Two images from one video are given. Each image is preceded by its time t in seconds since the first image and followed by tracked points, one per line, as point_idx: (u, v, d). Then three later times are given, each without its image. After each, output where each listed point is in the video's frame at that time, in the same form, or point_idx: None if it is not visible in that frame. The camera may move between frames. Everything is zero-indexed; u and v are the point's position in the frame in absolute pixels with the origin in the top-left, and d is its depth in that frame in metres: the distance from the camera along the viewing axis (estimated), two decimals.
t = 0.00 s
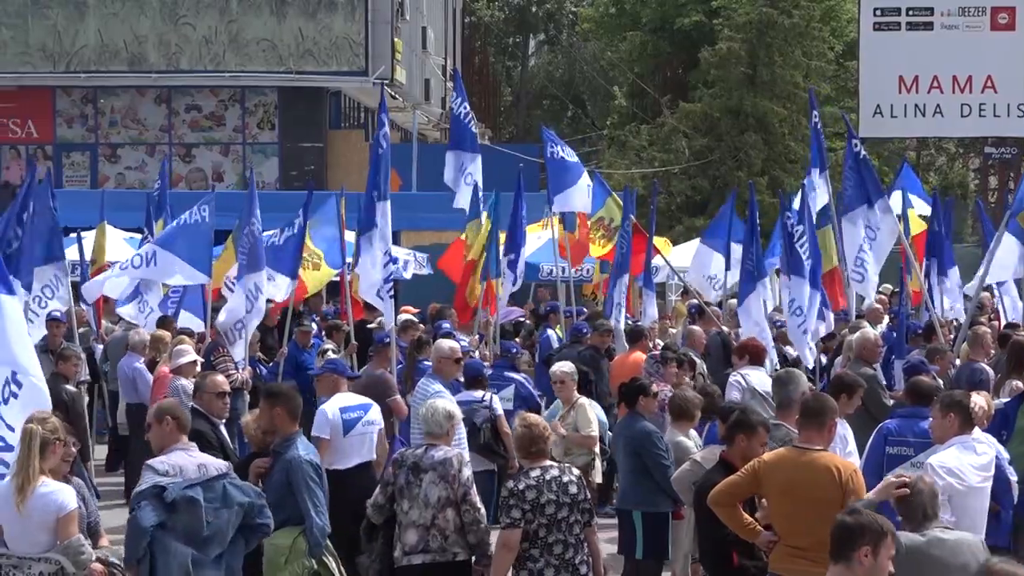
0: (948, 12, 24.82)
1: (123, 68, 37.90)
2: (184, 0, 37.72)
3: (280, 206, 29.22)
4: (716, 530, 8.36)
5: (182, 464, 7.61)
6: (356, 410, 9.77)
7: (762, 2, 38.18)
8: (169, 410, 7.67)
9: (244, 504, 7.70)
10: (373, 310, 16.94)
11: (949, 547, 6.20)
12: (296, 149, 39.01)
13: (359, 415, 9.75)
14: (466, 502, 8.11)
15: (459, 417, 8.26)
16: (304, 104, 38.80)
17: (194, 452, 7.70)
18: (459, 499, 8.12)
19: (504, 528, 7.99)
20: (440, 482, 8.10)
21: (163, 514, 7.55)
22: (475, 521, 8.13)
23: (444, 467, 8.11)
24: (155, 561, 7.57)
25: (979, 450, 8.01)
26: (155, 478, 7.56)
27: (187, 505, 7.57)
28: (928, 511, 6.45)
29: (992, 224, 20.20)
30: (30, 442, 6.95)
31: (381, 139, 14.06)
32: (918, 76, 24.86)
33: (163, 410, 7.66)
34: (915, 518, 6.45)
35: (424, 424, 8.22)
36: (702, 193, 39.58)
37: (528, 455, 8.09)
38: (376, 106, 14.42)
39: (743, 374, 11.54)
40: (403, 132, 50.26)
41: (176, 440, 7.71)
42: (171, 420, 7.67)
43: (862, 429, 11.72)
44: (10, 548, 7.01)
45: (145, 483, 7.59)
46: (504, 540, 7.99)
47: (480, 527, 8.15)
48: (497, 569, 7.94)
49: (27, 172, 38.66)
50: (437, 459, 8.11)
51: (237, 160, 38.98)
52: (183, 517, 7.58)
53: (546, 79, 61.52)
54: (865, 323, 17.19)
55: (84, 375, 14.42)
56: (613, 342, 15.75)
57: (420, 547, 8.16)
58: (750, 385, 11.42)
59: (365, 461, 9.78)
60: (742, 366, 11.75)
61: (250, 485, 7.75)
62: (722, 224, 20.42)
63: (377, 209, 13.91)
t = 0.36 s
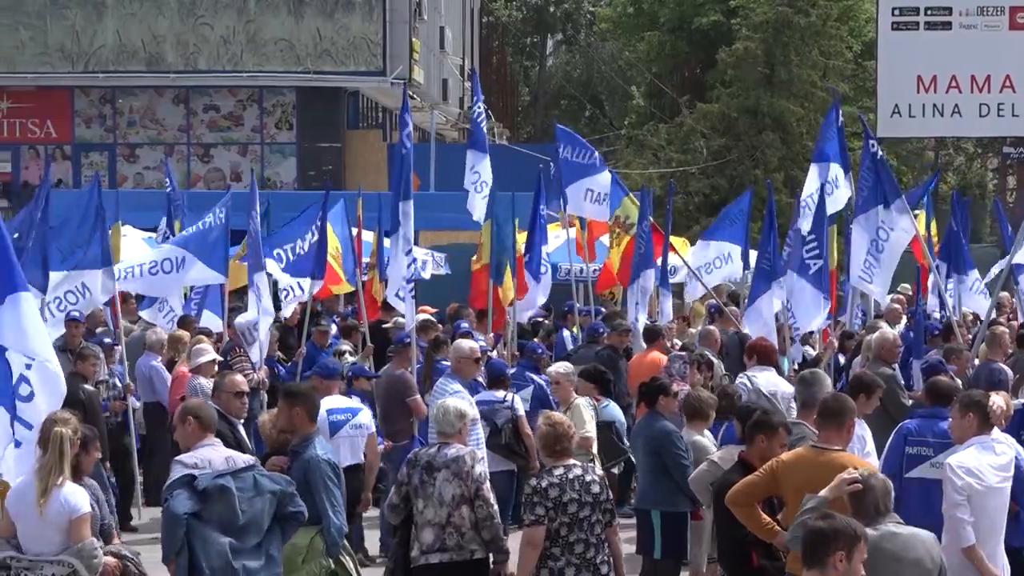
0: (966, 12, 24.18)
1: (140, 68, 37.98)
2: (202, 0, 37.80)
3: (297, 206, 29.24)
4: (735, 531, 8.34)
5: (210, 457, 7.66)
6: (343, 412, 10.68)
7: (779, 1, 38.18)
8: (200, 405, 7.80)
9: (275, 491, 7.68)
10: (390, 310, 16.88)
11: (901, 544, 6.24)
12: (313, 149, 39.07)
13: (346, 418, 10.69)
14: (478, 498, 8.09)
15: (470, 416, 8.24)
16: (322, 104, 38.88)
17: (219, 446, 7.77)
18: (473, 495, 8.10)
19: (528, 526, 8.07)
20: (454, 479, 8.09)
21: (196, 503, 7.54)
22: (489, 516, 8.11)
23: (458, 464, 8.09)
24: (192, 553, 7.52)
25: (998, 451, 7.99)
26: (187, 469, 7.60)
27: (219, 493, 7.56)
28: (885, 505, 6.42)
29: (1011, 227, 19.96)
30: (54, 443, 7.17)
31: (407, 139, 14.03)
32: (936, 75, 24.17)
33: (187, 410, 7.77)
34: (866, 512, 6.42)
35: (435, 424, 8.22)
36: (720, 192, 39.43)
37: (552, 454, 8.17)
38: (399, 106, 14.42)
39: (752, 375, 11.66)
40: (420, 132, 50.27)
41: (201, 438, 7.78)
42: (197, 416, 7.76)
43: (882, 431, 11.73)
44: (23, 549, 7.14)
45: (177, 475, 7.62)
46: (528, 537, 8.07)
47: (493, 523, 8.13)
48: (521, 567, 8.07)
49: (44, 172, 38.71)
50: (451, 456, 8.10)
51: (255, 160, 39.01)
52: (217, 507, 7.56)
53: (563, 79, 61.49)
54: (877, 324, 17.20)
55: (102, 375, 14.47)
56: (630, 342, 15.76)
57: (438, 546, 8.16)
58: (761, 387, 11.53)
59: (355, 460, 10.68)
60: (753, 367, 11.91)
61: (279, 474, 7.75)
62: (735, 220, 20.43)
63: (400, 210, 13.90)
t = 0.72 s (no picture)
0: (989, 12, 23.59)
1: (163, 68, 38.07)
2: (224, 0, 37.80)
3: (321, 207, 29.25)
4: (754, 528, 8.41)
5: (221, 458, 7.71)
6: (343, 404, 11.28)
7: (801, 0, 38.02)
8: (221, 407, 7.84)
9: (288, 488, 7.74)
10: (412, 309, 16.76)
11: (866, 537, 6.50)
12: (336, 149, 39.11)
13: (345, 409, 11.28)
14: (510, 501, 8.17)
15: (499, 416, 8.33)
16: (344, 104, 38.89)
17: (230, 446, 7.81)
18: (504, 498, 8.18)
19: (555, 520, 8.21)
20: (486, 481, 8.16)
21: (209, 505, 7.61)
22: (519, 519, 8.18)
23: (490, 466, 8.17)
24: (207, 553, 7.61)
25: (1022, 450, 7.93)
26: (198, 471, 7.65)
27: (231, 495, 7.63)
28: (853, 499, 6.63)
29: None
30: (81, 443, 7.13)
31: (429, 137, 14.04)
32: (959, 75, 23.63)
33: (199, 412, 7.80)
34: (840, 504, 6.62)
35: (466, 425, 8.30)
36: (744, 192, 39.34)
37: (583, 449, 8.28)
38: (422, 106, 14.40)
39: (763, 375, 12.05)
40: (442, 131, 50.26)
41: (213, 438, 7.82)
42: (210, 416, 7.79)
43: (905, 428, 11.61)
44: (50, 556, 7.13)
45: (187, 479, 7.67)
46: (556, 532, 8.21)
47: (523, 526, 8.19)
48: (548, 561, 8.19)
49: (67, 173, 38.83)
50: (482, 458, 8.18)
51: (277, 159, 39.05)
52: (230, 508, 7.63)
53: (585, 79, 61.41)
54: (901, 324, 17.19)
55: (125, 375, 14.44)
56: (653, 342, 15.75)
57: (468, 548, 8.20)
58: (772, 387, 11.91)
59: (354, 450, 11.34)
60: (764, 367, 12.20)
61: (292, 472, 7.80)
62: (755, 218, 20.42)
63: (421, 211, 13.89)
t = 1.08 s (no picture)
0: (1011, 11, 23.50)
1: (183, 68, 38.11)
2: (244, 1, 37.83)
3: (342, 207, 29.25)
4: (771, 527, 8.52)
5: (215, 466, 7.57)
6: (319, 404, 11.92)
7: (823, 0, 37.92)
8: (220, 412, 7.70)
9: (285, 491, 7.64)
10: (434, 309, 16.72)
11: (832, 540, 6.28)
12: (356, 149, 39.09)
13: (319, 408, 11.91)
14: (538, 502, 8.50)
15: (530, 416, 8.58)
16: (364, 104, 38.91)
17: (228, 450, 7.65)
18: (533, 498, 8.51)
19: (579, 518, 8.30)
20: (515, 482, 8.51)
21: (199, 517, 7.50)
22: (547, 521, 8.51)
23: (519, 467, 8.51)
24: (203, 562, 7.51)
25: None
26: (188, 484, 7.53)
27: (225, 504, 7.52)
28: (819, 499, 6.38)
29: None
30: (110, 444, 7.17)
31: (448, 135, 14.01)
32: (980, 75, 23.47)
33: (195, 417, 7.68)
34: (806, 507, 6.37)
35: (495, 425, 8.59)
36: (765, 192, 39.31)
37: (607, 449, 8.35)
38: (441, 105, 14.41)
39: (781, 375, 12.08)
40: (462, 131, 50.23)
41: (209, 443, 7.67)
42: (208, 421, 7.67)
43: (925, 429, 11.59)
44: (75, 550, 7.23)
45: (177, 491, 7.55)
46: (578, 530, 8.29)
47: (551, 527, 8.51)
48: (571, 560, 8.26)
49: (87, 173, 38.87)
50: (511, 459, 8.51)
51: (297, 159, 39.04)
52: (224, 516, 7.53)
53: (605, 79, 61.43)
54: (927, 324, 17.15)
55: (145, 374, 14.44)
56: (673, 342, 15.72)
57: (497, 547, 8.57)
58: (788, 387, 11.95)
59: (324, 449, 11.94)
60: (780, 366, 12.31)
61: (288, 473, 7.69)
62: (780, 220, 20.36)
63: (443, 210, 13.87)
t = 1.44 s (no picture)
0: None
1: (202, 67, 38.16)
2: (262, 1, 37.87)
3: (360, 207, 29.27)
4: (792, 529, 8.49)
5: (223, 467, 7.50)
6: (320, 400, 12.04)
7: None
8: (235, 414, 7.65)
9: (294, 494, 7.60)
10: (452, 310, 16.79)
11: (779, 535, 6.78)
12: (374, 149, 39.08)
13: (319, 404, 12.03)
14: (560, 502, 8.51)
15: (551, 415, 8.59)
16: (382, 104, 38.94)
17: (237, 451, 7.59)
18: (554, 499, 8.52)
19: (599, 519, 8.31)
20: (536, 482, 8.52)
21: (203, 521, 7.39)
22: (569, 521, 8.53)
23: (540, 467, 8.52)
24: (211, 564, 7.43)
25: None
26: (196, 486, 7.45)
27: (232, 506, 7.45)
28: (767, 494, 6.95)
29: None
30: (138, 445, 7.27)
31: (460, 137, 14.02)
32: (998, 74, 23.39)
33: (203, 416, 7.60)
34: (757, 499, 6.93)
35: (517, 425, 8.61)
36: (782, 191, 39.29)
37: (626, 448, 8.39)
38: (451, 106, 14.37)
39: (800, 375, 12.07)
40: (479, 131, 50.23)
41: (221, 443, 7.61)
42: (218, 422, 7.60)
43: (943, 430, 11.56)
44: (97, 547, 7.32)
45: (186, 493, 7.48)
46: (598, 531, 8.30)
47: (572, 528, 8.54)
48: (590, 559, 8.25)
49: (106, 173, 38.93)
50: (533, 459, 8.52)
51: (315, 160, 39.09)
52: (232, 519, 7.46)
53: (622, 79, 61.38)
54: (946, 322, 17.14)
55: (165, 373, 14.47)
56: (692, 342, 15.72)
57: (518, 547, 8.57)
58: (807, 386, 11.93)
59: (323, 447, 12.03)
60: (800, 366, 12.26)
61: (298, 476, 7.66)
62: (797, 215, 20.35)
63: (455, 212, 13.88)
